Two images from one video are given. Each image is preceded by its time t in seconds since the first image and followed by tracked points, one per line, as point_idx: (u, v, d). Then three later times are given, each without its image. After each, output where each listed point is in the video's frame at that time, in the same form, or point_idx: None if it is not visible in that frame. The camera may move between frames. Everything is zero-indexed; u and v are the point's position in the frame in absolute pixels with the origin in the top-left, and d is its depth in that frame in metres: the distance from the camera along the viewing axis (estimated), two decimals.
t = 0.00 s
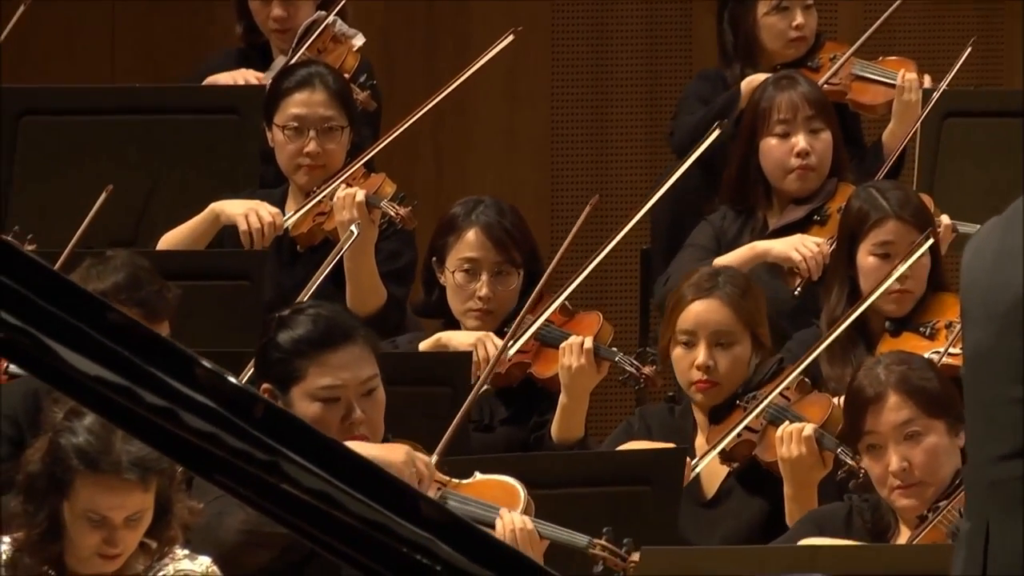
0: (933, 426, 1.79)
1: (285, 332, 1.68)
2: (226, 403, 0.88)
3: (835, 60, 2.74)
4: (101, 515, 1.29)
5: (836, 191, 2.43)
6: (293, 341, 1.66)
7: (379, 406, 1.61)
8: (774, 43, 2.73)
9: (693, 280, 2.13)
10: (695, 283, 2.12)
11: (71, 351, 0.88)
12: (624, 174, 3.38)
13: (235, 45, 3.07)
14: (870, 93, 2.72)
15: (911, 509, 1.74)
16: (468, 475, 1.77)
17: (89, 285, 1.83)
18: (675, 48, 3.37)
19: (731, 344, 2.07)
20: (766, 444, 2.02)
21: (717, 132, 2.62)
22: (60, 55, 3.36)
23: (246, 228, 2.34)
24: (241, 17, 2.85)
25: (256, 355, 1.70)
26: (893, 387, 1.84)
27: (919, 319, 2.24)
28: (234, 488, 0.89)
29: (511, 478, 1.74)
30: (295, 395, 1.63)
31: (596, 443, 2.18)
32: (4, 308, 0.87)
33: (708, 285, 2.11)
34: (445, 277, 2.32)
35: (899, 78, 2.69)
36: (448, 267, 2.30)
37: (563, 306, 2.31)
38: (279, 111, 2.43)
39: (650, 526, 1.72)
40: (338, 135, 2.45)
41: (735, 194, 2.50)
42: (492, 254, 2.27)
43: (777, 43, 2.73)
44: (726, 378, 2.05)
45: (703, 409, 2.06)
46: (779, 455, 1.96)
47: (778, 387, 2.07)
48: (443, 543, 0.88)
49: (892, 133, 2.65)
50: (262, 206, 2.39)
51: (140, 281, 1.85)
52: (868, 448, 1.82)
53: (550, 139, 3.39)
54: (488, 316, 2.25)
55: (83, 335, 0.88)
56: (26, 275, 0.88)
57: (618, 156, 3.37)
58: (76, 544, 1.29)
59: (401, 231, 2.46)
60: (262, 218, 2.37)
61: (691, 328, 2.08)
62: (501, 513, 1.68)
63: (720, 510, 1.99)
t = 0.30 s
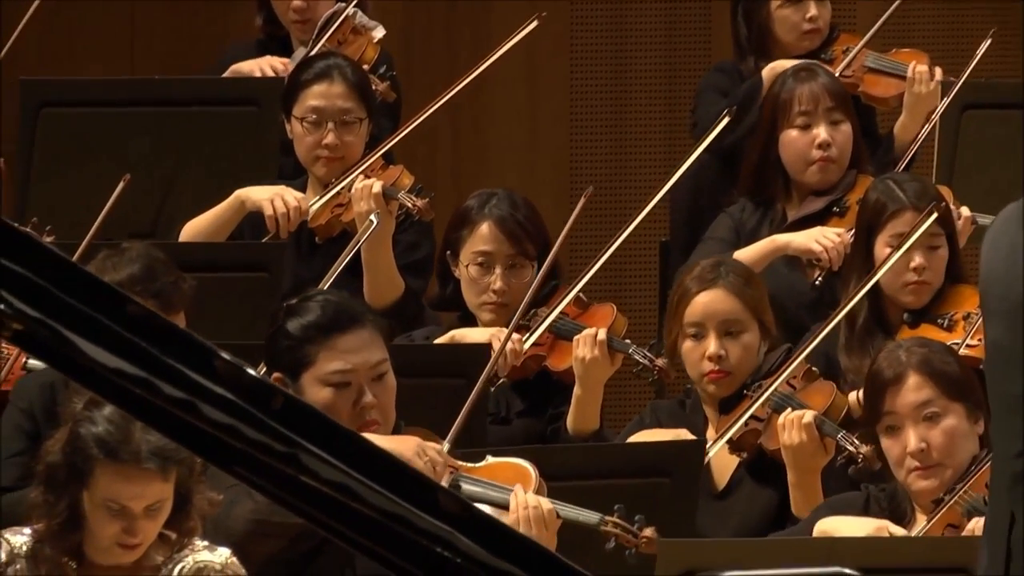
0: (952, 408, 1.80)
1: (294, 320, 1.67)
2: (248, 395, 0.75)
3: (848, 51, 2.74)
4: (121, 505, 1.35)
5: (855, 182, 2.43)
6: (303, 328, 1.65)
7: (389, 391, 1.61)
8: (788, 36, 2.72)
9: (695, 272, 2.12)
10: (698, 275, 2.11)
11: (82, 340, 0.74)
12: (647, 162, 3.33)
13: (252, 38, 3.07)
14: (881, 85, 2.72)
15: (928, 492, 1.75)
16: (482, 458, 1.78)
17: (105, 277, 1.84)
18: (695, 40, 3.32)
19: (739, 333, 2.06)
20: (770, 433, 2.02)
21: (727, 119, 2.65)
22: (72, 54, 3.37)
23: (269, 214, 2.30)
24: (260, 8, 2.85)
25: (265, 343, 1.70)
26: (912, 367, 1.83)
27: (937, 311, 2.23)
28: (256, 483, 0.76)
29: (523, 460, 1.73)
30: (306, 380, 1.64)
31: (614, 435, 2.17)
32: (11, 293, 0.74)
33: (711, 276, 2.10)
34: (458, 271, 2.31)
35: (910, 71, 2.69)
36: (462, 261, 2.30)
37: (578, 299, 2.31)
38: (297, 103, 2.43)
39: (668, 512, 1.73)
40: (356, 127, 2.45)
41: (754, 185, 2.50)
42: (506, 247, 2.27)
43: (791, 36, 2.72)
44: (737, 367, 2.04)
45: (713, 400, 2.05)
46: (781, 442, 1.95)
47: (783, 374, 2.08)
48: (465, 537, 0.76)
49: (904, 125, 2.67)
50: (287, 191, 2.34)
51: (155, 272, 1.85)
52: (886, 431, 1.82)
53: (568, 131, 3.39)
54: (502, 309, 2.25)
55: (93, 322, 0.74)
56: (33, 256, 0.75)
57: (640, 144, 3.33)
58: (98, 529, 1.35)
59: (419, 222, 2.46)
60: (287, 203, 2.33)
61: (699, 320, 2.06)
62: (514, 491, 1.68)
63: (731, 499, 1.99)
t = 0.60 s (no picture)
0: (971, 399, 1.80)
1: (306, 308, 1.67)
2: (264, 388, 0.84)
3: (864, 45, 2.74)
4: (139, 494, 1.33)
5: (874, 175, 2.43)
6: (315, 316, 1.65)
7: (402, 375, 1.63)
8: (805, 28, 2.72)
9: (704, 265, 2.12)
10: (707, 268, 2.11)
11: (106, 334, 0.84)
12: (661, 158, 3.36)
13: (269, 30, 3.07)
14: (897, 78, 2.71)
15: (947, 483, 1.74)
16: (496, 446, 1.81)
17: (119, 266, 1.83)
18: (713, 32, 3.35)
19: (752, 324, 2.06)
20: (781, 422, 2.02)
21: (736, 114, 2.64)
22: (79, 48, 3.36)
23: (288, 208, 2.33)
24: None
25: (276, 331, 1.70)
26: (930, 358, 1.83)
27: (955, 302, 2.21)
28: (274, 472, 0.85)
29: (537, 446, 1.76)
30: (318, 369, 1.63)
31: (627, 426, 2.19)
32: (36, 287, 0.84)
33: (720, 268, 2.10)
34: (473, 264, 2.32)
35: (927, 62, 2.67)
36: (477, 253, 2.30)
37: (592, 290, 2.32)
38: (318, 94, 2.44)
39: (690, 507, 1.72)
40: (376, 119, 2.45)
41: (772, 179, 2.50)
42: (520, 239, 2.28)
43: (808, 28, 2.72)
44: (750, 357, 2.04)
45: (725, 391, 2.05)
46: (789, 430, 1.97)
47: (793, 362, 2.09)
48: (481, 526, 0.85)
49: (920, 118, 2.66)
50: (305, 185, 2.38)
51: (169, 261, 1.85)
52: (905, 422, 1.81)
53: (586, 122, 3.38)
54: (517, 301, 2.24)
55: (121, 320, 0.84)
56: (63, 259, 0.84)
57: (655, 140, 3.35)
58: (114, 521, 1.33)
59: (439, 214, 2.46)
60: (305, 197, 2.36)
61: (711, 313, 2.06)
62: (528, 475, 1.70)
63: (746, 492, 1.98)
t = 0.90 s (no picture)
0: (992, 391, 1.80)
1: (318, 302, 1.68)
2: (281, 380, 0.87)
3: (881, 37, 2.73)
4: (155, 484, 1.32)
5: (893, 168, 2.42)
6: (329, 309, 1.66)
7: (415, 368, 1.62)
8: (822, 21, 2.71)
9: (713, 259, 2.12)
10: (717, 262, 2.11)
11: (123, 327, 0.87)
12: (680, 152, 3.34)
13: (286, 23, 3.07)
14: (914, 70, 2.71)
15: (967, 475, 1.74)
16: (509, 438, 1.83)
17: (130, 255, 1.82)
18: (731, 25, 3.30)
19: (763, 317, 2.05)
20: (793, 412, 2.01)
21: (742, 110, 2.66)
22: (88, 45, 3.34)
23: (300, 205, 2.35)
24: None
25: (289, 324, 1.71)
26: (953, 350, 1.83)
27: (972, 295, 2.21)
28: (290, 463, 0.88)
29: (550, 440, 1.78)
30: (331, 361, 1.63)
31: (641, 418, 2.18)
32: (54, 282, 0.87)
33: (730, 261, 2.10)
34: (486, 257, 2.31)
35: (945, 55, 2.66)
36: (489, 247, 2.29)
37: (605, 281, 2.32)
38: (337, 86, 2.45)
39: (709, 501, 1.72)
40: (395, 110, 2.45)
41: (790, 172, 2.49)
42: (533, 231, 2.28)
43: (825, 21, 2.71)
44: (762, 349, 2.04)
45: (738, 384, 2.04)
46: (800, 417, 1.97)
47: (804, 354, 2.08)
48: (498, 520, 0.88)
49: (938, 112, 2.65)
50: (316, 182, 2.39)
51: (179, 250, 1.84)
52: (925, 413, 1.81)
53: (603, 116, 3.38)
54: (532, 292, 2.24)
55: (138, 313, 0.87)
56: (81, 252, 0.87)
57: (672, 134, 3.33)
58: (130, 509, 1.32)
59: (457, 205, 2.46)
60: (316, 194, 2.37)
61: (721, 306, 2.06)
62: (541, 470, 1.72)
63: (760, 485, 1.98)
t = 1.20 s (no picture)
0: (1015, 381, 1.80)
1: (328, 296, 1.68)
2: (297, 373, 0.87)
3: (898, 30, 2.71)
4: (169, 474, 1.34)
5: (910, 162, 2.41)
6: (338, 303, 1.66)
7: (426, 361, 1.61)
8: (839, 14, 2.70)
9: (726, 252, 2.12)
10: (728, 254, 2.10)
11: (137, 319, 0.87)
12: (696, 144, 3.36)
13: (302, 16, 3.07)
14: (931, 63, 2.69)
15: (986, 464, 1.74)
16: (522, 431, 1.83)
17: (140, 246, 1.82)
18: (747, 18, 3.32)
19: (774, 310, 2.05)
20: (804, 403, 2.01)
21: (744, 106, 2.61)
22: (93, 44, 3.35)
23: (307, 207, 2.31)
24: None
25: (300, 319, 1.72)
26: (976, 339, 1.82)
27: (987, 288, 2.21)
28: (305, 457, 0.88)
29: (563, 433, 1.77)
30: (342, 356, 1.64)
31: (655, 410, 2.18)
32: (71, 274, 0.87)
33: (741, 255, 2.10)
34: (498, 250, 2.31)
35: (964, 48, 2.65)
36: (501, 240, 2.29)
37: (617, 272, 2.32)
38: (356, 78, 2.45)
39: (726, 494, 1.72)
40: (413, 103, 2.46)
41: (806, 166, 2.48)
42: (545, 225, 2.27)
43: (843, 14, 2.70)
44: (773, 342, 2.04)
45: (750, 377, 2.04)
46: (808, 404, 1.96)
47: (816, 345, 2.07)
48: (515, 514, 0.88)
49: (955, 105, 2.64)
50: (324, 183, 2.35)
51: (188, 239, 1.85)
52: (947, 400, 1.81)
53: (620, 108, 3.38)
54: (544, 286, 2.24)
55: (152, 305, 0.87)
56: (96, 245, 0.87)
57: (689, 126, 3.35)
58: (143, 499, 1.35)
59: (474, 198, 2.45)
60: (324, 195, 2.34)
61: (733, 299, 2.06)
62: (551, 462, 1.71)
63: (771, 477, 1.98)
